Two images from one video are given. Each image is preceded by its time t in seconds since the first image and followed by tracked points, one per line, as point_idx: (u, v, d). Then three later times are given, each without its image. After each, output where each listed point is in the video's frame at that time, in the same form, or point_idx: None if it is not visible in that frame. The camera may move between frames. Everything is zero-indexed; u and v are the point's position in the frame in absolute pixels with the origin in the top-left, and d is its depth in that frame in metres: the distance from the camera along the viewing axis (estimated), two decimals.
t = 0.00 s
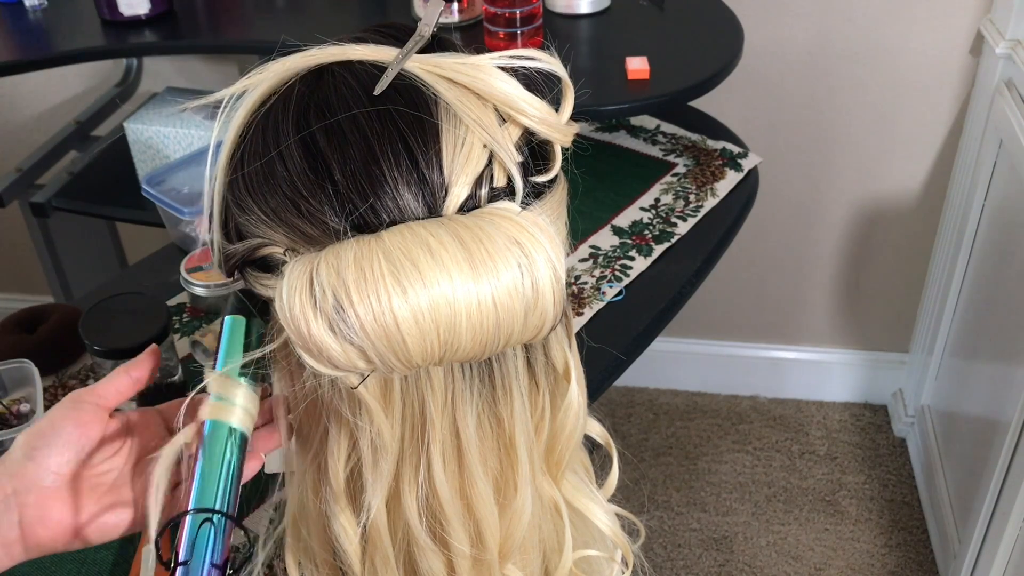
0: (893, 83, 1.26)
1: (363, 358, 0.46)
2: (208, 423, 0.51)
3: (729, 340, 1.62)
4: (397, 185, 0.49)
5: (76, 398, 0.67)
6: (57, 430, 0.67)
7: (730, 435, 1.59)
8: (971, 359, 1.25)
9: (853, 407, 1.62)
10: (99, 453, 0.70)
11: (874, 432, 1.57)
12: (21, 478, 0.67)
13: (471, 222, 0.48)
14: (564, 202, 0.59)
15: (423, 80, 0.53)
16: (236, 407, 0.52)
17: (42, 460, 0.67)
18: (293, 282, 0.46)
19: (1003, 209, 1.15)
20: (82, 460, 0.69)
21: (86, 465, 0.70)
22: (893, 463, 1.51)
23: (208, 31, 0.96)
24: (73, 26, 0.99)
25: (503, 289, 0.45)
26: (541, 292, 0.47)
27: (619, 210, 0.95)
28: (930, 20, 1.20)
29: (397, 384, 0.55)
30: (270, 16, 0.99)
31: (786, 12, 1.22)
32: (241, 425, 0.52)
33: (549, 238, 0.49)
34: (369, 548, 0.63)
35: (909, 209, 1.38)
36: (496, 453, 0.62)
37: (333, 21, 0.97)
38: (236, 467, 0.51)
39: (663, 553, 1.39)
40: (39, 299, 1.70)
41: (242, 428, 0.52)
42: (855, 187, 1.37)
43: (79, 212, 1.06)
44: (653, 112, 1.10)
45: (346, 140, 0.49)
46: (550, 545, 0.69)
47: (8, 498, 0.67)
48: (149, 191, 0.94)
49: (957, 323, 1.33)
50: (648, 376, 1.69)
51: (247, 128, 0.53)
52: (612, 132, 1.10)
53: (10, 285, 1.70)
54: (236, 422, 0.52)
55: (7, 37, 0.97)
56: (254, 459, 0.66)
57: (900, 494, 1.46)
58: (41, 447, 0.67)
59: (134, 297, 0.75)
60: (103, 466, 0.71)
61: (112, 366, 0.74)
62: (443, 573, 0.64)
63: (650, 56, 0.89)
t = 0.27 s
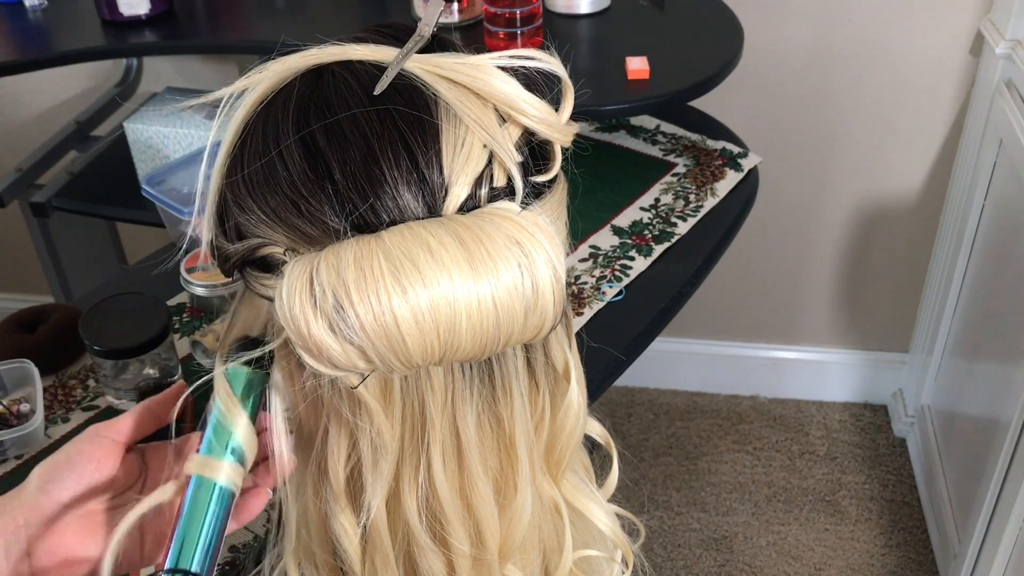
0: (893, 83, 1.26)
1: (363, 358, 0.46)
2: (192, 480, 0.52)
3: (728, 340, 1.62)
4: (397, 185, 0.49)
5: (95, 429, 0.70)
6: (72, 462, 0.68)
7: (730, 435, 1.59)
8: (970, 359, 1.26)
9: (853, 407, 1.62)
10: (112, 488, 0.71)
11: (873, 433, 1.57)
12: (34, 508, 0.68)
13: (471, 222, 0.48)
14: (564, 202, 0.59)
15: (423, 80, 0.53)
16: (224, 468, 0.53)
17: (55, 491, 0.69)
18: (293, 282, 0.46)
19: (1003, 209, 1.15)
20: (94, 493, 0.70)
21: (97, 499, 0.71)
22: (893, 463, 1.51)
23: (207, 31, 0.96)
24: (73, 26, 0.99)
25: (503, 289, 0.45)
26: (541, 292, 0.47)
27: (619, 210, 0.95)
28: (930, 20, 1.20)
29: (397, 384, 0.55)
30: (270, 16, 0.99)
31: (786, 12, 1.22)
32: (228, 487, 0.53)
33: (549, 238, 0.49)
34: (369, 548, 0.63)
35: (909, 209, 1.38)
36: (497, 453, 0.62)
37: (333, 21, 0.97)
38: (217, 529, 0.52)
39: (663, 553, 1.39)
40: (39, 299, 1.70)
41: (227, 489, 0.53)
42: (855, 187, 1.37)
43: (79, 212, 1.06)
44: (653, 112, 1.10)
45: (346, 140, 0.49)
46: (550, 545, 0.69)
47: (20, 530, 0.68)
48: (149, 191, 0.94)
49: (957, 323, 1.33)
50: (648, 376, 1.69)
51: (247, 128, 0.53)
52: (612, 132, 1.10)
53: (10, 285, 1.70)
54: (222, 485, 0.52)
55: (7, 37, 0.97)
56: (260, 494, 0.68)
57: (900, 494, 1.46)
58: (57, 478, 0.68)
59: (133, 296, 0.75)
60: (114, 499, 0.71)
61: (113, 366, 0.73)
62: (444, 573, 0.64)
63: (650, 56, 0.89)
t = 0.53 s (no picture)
0: (893, 83, 1.26)
1: (363, 358, 0.46)
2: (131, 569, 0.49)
3: (729, 340, 1.62)
4: (397, 185, 0.49)
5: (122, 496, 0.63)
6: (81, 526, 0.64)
7: (730, 436, 1.59)
8: (971, 359, 1.25)
9: (853, 407, 1.62)
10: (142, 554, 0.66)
11: (873, 433, 1.57)
12: None
13: (471, 222, 0.48)
14: (564, 202, 0.59)
15: (423, 80, 0.53)
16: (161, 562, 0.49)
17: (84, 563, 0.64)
18: (293, 282, 0.46)
19: (1003, 209, 1.15)
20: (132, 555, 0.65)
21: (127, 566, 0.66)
22: (893, 463, 1.51)
23: (208, 31, 0.96)
24: (73, 26, 0.99)
25: (503, 290, 0.45)
26: (541, 293, 0.47)
27: (619, 210, 0.95)
28: (929, 20, 1.20)
29: (397, 384, 0.55)
30: (270, 16, 0.99)
31: (786, 13, 1.22)
32: None
33: (549, 238, 0.49)
34: (369, 548, 0.63)
35: (909, 209, 1.38)
36: (497, 453, 0.62)
37: (333, 21, 0.97)
38: None
39: (663, 553, 1.39)
40: (39, 299, 1.70)
41: None
42: (855, 187, 1.37)
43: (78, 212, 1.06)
44: (653, 112, 1.10)
45: (346, 140, 0.49)
46: (550, 545, 0.69)
47: None
48: (149, 191, 0.94)
49: (957, 323, 1.33)
50: (648, 376, 1.69)
51: (247, 128, 0.53)
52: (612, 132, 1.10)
53: (10, 285, 1.70)
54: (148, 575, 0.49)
55: (7, 37, 0.97)
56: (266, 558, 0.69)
57: (900, 494, 1.46)
58: (75, 539, 0.63)
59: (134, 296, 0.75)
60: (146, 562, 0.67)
61: (113, 366, 0.74)
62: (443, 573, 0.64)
63: (650, 56, 0.89)
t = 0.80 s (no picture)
0: (893, 83, 1.26)
1: (363, 357, 0.46)
2: None
3: (729, 340, 1.62)
4: (397, 185, 0.49)
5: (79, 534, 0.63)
6: (64, 571, 0.61)
7: (730, 436, 1.59)
8: (971, 359, 1.25)
9: (853, 407, 1.62)
10: None
11: (874, 433, 1.57)
12: None
13: (471, 222, 0.48)
14: (564, 202, 0.59)
15: (424, 80, 0.53)
16: None
17: None
18: (293, 282, 0.46)
19: (1003, 210, 1.15)
20: None
21: None
22: (893, 463, 1.51)
23: (207, 31, 0.96)
24: (73, 26, 0.99)
25: (503, 290, 0.45)
26: (541, 293, 0.47)
27: (619, 210, 0.95)
28: (929, 20, 1.20)
29: (397, 384, 0.55)
30: (270, 16, 0.99)
31: (786, 12, 1.22)
32: None
33: (549, 238, 0.49)
34: (369, 548, 0.63)
35: (910, 209, 1.38)
36: (497, 453, 0.62)
37: (333, 21, 0.97)
38: None
39: (663, 553, 1.39)
40: (39, 299, 1.70)
41: None
42: (855, 187, 1.37)
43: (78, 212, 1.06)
44: (653, 112, 1.10)
45: (347, 140, 0.49)
46: (550, 545, 0.69)
47: None
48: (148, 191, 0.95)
49: (957, 323, 1.33)
50: (649, 376, 1.69)
51: (247, 128, 0.53)
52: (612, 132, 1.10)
53: (10, 285, 1.70)
54: None
55: (7, 37, 0.97)
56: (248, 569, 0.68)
57: (900, 494, 1.46)
58: None
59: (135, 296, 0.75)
60: None
61: (113, 366, 0.74)
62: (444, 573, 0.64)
63: (650, 56, 0.89)
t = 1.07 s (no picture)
0: (893, 83, 1.26)
1: (362, 357, 0.46)
2: None
3: (728, 340, 1.62)
4: (397, 185, 0.49)
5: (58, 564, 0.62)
6: None
7: (730, 436, 1.59)
8: (971, 359, 1.25)
9: (853, 407, 1.62)
10: None
11: (874, 433, 1.57)
12: None
13: (471, 222, 0.48)
14: (564, 202, 0.59)
15: (424, 80, 0.53)
16: None
17: None
18: (293, 282, 0.46)
19: (1003, 210, 1.15)
20: None
21: None
22: (893, 463, 1.51)
23: (207, 31, 0.96)
24: (73, 26, 0.99)
25: (503, 290, 0.45)
26: (541, 292, 0.47)
27: (619, 210, 0.95)
28: (930, 19, 1.20)
29: (397, 384, 0.55)
30: (270, 16, 0.99)
31: (786, 13, 1.22)
32: None
33: (549, 238, 0.49)
34: (368, 549, 0.63)
35: (909, 209, 1.38)
36: (497, 453, 0.62)
37: (333, 21, 0.97)
38: None
39: (663, 553, 1.39)
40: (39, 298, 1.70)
41: None
42: (855, 187, 1.37)
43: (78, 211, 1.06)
44: (653, 112, 1.10)
45: (346, 140, 0.49)
46: (550, 545, 0.69)
47: None
48: (149, 191, 0.94)
49: (957, 323, 1.33)
50: (648, 376, 1.69)
51: (247, 129, 0.53)
52: (612, 132, 1.10)
53: (10, 285, 1.70)
54: None
55: (7, 37, 0.97)
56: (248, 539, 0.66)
57: (900, 494, 1.46)
58: None
59: (136, 297, 0.75)
60: None
61: (113, 366, 0.74)
62: (444, 573, 0.64)
63: (650, 56, 0.89)
